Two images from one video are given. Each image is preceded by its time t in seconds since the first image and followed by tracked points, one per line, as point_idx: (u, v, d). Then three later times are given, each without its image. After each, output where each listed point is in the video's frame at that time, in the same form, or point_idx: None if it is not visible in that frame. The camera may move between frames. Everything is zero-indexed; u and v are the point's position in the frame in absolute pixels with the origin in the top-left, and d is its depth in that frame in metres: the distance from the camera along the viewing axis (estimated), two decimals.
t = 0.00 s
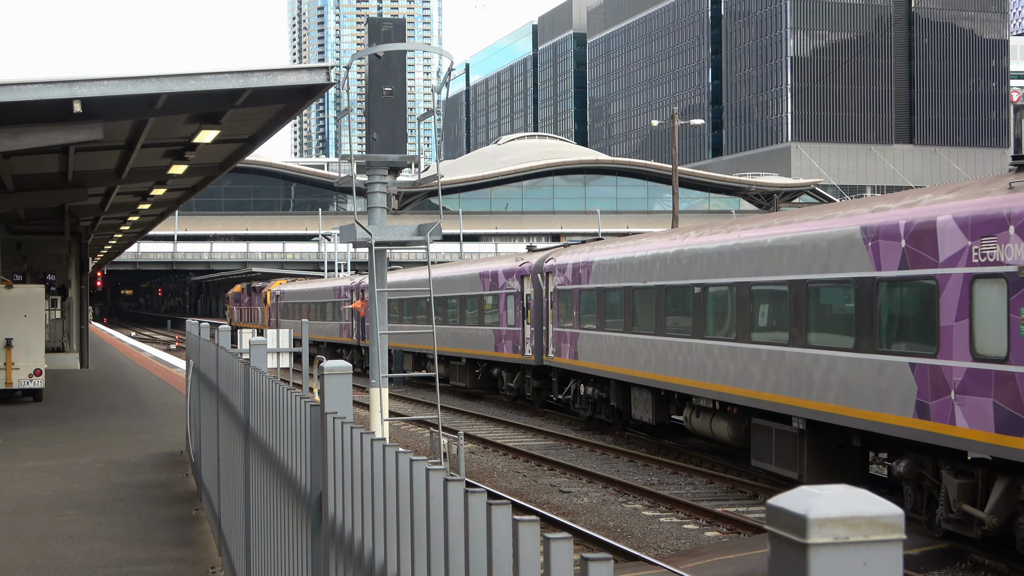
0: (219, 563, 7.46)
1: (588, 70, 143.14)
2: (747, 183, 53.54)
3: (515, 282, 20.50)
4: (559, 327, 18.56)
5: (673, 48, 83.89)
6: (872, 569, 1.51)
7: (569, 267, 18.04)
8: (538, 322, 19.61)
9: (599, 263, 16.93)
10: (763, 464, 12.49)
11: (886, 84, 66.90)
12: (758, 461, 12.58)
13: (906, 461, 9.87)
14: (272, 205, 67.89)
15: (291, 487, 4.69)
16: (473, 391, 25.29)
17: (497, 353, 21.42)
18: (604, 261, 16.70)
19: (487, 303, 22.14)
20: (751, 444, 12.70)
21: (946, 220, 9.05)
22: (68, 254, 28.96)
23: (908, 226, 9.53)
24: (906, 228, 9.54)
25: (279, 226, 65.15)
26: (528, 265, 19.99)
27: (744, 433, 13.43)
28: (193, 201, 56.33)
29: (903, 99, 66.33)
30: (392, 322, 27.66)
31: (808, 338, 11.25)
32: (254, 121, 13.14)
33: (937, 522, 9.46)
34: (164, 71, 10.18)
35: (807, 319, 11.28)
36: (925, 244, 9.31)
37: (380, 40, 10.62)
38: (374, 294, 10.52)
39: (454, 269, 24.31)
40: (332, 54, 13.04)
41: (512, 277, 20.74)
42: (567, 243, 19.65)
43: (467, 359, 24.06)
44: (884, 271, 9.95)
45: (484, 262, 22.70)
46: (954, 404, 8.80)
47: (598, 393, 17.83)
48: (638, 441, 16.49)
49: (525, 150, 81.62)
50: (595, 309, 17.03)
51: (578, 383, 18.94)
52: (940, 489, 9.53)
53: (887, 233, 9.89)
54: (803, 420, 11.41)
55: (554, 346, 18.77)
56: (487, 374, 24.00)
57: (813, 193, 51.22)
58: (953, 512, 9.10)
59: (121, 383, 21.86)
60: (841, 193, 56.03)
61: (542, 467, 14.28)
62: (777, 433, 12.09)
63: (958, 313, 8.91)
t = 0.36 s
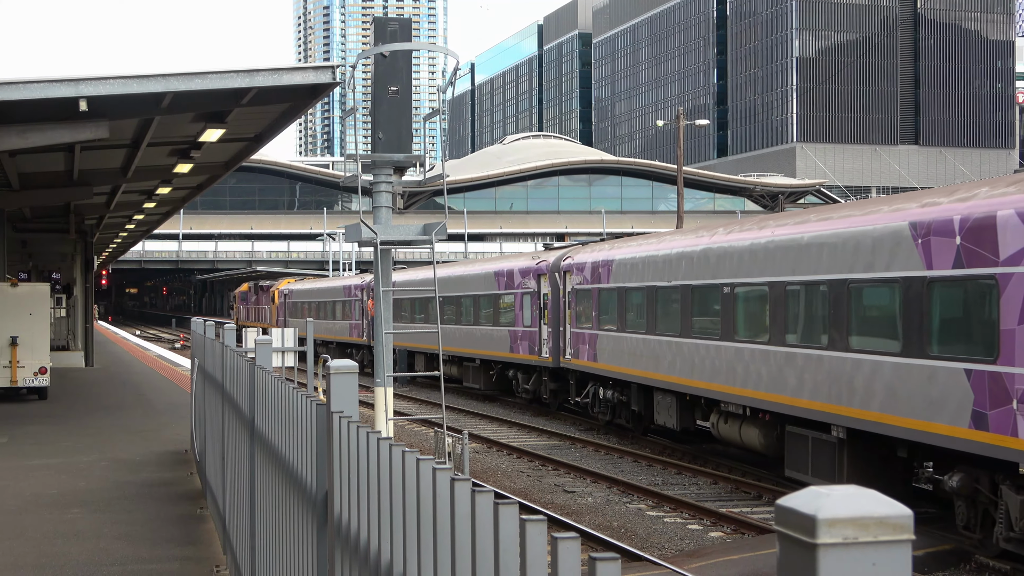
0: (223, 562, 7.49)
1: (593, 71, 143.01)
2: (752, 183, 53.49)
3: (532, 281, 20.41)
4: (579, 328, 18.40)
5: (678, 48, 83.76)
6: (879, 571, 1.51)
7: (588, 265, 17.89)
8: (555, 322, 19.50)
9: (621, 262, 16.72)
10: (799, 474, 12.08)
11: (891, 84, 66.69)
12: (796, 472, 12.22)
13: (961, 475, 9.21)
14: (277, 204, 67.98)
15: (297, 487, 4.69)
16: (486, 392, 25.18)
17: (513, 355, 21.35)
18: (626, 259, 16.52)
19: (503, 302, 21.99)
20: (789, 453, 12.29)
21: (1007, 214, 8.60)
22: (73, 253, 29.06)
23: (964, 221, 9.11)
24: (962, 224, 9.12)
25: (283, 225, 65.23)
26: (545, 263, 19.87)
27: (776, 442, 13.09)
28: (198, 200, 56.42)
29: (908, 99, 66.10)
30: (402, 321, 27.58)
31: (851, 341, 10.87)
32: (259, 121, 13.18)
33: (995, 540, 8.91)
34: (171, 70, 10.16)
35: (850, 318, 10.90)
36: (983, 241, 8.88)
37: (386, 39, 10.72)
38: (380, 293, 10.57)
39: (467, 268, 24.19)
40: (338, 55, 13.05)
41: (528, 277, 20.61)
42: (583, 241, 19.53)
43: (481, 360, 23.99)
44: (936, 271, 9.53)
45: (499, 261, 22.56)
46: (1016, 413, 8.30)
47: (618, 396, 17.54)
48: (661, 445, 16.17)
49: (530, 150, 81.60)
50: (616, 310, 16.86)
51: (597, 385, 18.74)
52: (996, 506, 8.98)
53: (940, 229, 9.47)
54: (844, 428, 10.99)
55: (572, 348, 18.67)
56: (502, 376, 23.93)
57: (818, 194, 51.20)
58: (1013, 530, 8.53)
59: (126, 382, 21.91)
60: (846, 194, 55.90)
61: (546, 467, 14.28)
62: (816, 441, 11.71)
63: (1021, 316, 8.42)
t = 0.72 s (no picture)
0: (227, 562, 7.48)
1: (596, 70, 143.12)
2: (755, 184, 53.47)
3: (547, 280, 19.90)
4: (596, 328, 17.85)
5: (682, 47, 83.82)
6: (886, 569, 1.50)
7: (606, 264, 17.32)
8: (572, 323, 18.92)
9: (640, 260, 16.09)
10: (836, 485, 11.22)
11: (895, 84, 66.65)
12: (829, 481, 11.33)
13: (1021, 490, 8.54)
14: (281, 204, 68.06)
15: (299, 487, 4.70)
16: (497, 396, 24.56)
17: (527, 357, 20.87)
18: (646, 258, 15.87)
19: (517, 303, 21.43)
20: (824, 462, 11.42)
21: None
22: (76, 253, 29.15)
23: None
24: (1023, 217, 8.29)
25: (286, 225, 65.26)
26: (561, 262, 19.41)
27: (809, 450, 12.22)
28: (202, 200, 56.49)
29: (911, 99, 66.04)
30: (412, 321, 27.31)
31: (895, 345, 10.06)
32: (262, 121, 13.19)
33: None
34: (174, 70, 10.17)
35: (894, 320, 10.08)
36: None
37: (389, 39, 10.71)
38: (382, 293, 10.59)
39: (478, 268, 23.76)
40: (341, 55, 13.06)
41: (542, 276, 20.13)
42: (600, 239, 19.09)
43: (494, 362, 23.48)
44: (992, 269, 8.72)
45: (512, 260, 22.12)
46: None
47: (637, 400, 16.86)
48: (685, 451, 15.44)
49: (534, 150, 81.67)
50: (636, 311, 16.21)
51: (614, 388, 18.12)
52: None
53: (998, 223, 8.67)
54: (887, 438, 10.13)
55: (588, 349, 18.18)
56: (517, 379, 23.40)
57: (822, 194, 51.23)
58: None
59: (130, 382, 21.97)
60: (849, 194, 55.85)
61: (549, 467, 14.29)
62: (855, 450, 10.86)
63: None
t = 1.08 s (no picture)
0: (228, 563, 7.46)
1: (597, 71, 143.12)
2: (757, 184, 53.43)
3: (560, 280, 19.34)
4: (610, 331, 17.24)
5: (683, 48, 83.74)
6: (884, 570, 1.50)
7: (622, 262, 16.65)
8: (585, 325, 18.34)
9: (657, 258, 15.46)
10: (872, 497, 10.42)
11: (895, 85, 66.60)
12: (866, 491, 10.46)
13: None
14: (282, 204, 68.08)
15: (300, 486, 4.71)
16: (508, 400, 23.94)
17: (540, 359, 20.25)
18: (664, 256, 15.21)
19: (528, 302, 20.93)
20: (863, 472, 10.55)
21: None
22: (77, 254, 29.16)
23: None
24: None
25: (288, 226, 65.26)
26: (575, 262, 18.83)
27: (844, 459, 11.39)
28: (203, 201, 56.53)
29: (912, 101, 65.99)
30: (418, 322, 26.98)
31: (944, 349, 9.33)
32: (262, 121, 13.18)
33: None
34: (175, 70, 10.19)
35: (942, 323, 9.37)
36: None
37: (390, 40, 10.67)
38: (383, 295, 10.58)
39: (489, 267, 23.17)
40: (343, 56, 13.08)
41: (556, 275, 19.55)
42: (613, 237, 18.49)
43: (506, 364, 22.80)
44: None
45: (524, 259, 21.55)
46: None
47: (654, 405, 16.20)
48: (708, 459, 14.68)
49: (536, 150, 81.64)
50: (653, 313, 15.55)
51: (631, 392, 17.43)
52: None
53: None
54: (933, 450, 9.36)
55: (602, 352, 17.54)
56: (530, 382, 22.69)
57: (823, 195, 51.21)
58: None
59: (129, 382, 21.98)
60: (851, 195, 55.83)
61: (551, 467, 14.31)
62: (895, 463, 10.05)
63: None
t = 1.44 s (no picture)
0: (227, 563, 7.46)
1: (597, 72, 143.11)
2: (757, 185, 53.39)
3: (575, 280, 18.86)
4: (626, 332, 16.79)
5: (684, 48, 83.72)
6: (885, 573, 1.50)
7: (639, 261, 16.22)
8: (599, 326, 17.79)
9: (677, 257, 15.00)
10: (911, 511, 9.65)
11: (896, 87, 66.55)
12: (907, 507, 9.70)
13: None
14: (282, 205, 68.09)
15: (300, 486, 4.71)
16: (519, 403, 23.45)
17: (553, 361, 19.78)
18: (685, 255, 14.75)
19: (542, 304, 20.42)
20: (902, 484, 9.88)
21: None
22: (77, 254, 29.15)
23: None
24: None
25: (288, 226, 65.25)
26: (590, 260, 18.31)
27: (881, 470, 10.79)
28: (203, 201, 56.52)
29: (912, 102, 65.91)
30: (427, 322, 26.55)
31: (997, 353, 8.69)
32: (263, 121, 13.18)
33: None
34: (175, 71, 10.19)
35: (996, 325, 8.73)
36: None
37: (390, 40, 10.69)
38: (383, 295, 10.57)
39: (500, 266, 22.68)
40: (343, 55, 13.10)
41: (570, 275, 19.05)
42: (629, 236, 18.02)
43: (517, 366, 22.25)
44: None
45: (537, 258, 21.06)
46: None
47: (674, 410, 15.66)
48: (732, 467, 14.13)
49: (536, 151, 81.61)
50: (674, 315, 15.11)
51: (648, 397, 16.89)
52: None
53: None
54: (985, 462, 8.67)
55: (618, 355, 17.05)
56: (541, 386, 22.11)
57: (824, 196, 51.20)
58: None
59: (129, 382, 21.97)
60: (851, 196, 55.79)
61: (551, 467, 14.31)
62: (941, 476, 9.32)
63: None
